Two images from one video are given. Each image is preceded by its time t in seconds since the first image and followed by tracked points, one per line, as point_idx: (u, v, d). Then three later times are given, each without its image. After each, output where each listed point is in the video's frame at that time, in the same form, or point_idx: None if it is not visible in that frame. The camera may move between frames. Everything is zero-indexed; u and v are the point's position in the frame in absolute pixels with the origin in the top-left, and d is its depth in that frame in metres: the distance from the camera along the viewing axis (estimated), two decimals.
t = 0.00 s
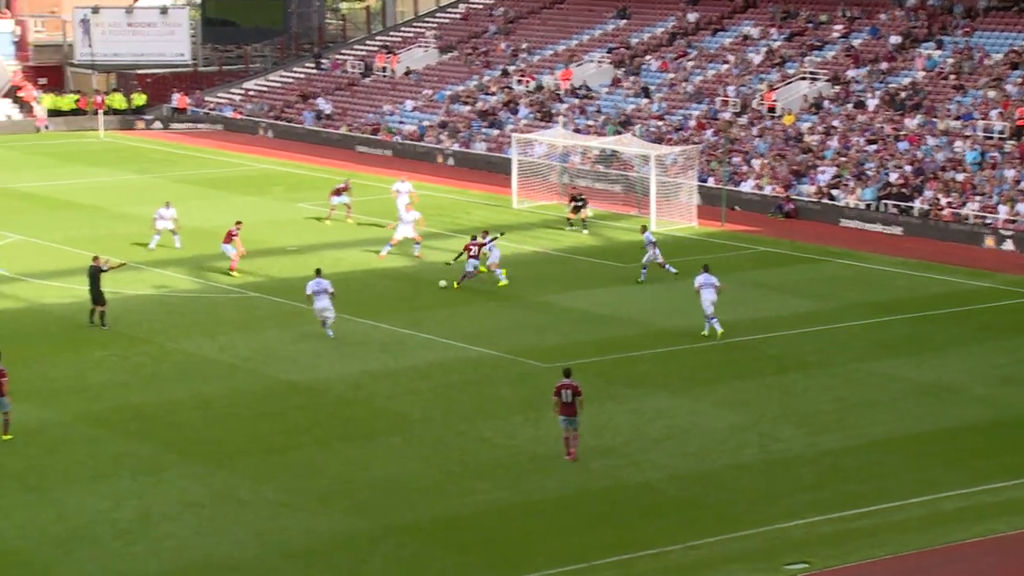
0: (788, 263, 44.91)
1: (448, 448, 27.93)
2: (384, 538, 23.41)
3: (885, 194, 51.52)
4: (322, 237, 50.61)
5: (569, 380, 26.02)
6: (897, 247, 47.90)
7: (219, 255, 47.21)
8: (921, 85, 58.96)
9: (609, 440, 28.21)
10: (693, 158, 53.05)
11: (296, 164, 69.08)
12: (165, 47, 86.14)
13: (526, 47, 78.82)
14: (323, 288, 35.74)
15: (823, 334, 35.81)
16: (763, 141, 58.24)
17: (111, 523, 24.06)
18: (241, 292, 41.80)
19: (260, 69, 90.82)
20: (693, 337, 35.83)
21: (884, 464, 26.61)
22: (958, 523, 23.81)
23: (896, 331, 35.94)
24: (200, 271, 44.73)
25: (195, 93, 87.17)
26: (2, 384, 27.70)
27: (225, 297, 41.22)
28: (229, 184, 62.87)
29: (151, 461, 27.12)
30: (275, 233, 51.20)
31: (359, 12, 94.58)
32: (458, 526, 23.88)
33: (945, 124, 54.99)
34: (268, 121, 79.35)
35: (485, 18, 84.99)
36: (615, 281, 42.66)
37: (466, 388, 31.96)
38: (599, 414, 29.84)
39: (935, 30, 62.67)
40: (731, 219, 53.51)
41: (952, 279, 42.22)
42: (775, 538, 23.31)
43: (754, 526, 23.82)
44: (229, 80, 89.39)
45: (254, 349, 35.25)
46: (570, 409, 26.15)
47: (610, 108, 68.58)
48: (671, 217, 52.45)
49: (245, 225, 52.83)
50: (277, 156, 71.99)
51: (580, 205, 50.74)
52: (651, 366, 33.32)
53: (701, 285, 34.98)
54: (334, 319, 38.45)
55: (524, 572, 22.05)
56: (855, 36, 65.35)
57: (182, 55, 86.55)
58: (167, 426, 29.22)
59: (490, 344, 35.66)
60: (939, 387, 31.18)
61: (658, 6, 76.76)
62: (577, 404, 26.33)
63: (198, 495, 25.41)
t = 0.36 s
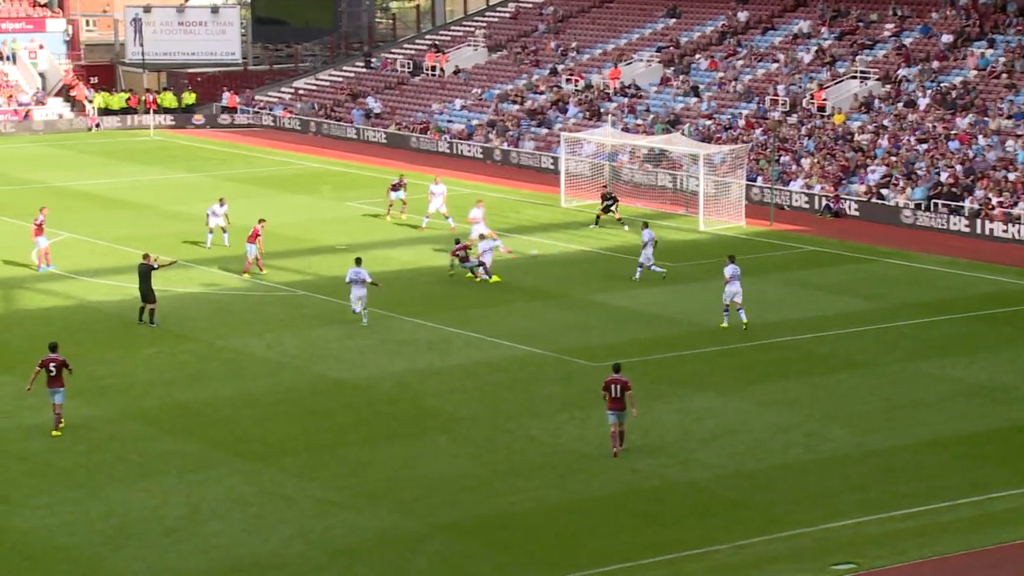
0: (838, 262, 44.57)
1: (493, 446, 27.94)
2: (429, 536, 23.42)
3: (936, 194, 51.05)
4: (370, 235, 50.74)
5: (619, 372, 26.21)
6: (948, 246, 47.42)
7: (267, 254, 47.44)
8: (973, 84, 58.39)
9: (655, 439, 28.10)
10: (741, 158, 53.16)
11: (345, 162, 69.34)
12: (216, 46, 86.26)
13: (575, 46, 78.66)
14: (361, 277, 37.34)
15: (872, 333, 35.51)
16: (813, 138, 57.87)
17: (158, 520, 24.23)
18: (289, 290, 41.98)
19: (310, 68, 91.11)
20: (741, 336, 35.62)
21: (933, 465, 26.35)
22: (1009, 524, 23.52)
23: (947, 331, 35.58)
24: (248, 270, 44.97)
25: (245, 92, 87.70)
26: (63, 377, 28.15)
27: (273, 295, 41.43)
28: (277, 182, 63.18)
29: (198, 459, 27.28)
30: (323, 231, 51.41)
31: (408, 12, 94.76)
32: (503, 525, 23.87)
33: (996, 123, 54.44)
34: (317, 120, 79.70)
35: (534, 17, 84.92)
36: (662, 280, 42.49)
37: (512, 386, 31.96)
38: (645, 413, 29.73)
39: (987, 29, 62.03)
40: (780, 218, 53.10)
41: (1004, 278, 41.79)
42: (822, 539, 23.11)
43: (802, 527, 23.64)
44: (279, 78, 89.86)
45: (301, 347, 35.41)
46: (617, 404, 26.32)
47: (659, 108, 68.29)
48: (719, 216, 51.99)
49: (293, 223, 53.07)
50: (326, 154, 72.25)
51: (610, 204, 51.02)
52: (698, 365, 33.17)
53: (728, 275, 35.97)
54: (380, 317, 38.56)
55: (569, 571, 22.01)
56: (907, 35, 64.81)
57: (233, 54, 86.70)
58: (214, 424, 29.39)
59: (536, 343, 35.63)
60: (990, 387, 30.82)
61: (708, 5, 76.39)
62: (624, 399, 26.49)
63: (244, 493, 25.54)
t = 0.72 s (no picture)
0: (837, 260, 44.58)
1: (492, 444, 27.96)
2: (427, 534, 23.44)
3: (934, 192, 51.03)
4: (369, 234, 50.70)
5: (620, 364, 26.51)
6: (948, 245, 47.40)
7: (266, 252, 47.43)
8: (973, 82, 58.43)
9: (654, 437, 28.11)
10: (741, 156, 53.84)
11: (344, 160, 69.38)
12: (215, 44, 86.39)
13: (575, 44, 78.68)
14: (347, 267, 38.09)
15: (871, 331, 35.51)
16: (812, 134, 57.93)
17: (157, 519, 24.22)
18: (288, 289, 41.99)
19: (309, 66, 91.07)
20: (740, 334, 35.63)
21: (932, 462, 26.37)
22: (1007, 521, 23.54)
23: (946, 329, 35.59)
24: (247, 268, 44.97)
25: (245, 90, 87.78)
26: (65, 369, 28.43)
27: (272, 293, 41.44)
28: (276, 180, 63.15)
29: (197, 458, 27.27)
30: (322, 230, 51.40)
31: (408, 10, 94.69)
32: (503, 523, 23.87)
33: (995, 121, 54.43)
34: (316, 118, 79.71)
35: (534, 15, 84.89)
36: (661, 278, 42.49)
37: (512, 384, 31.97)
38: (644, 411, 29.73)
39: (987, 27, 62.06)
40: (780, 216, 53.10)
41: (1003, 277, 41.76)
42: (822, 537, 23.11)
43: (801, 524, 23.65)
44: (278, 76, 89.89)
45: (300, 346, 35.40)
46: (617, 396, 26.68)
47: (659, 105, 68.30)
48: (719, 214, 52.01)
49: (292, 221, 53.05)
50: (326, 152, 72.24)
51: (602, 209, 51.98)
52: (698, 363, 33.17)
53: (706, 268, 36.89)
54: (379, 315, 38.58)
55: (568, 568, 22.02)
56: (906, 33, 64.86)
57: (232, 53, 86.76)
58: (212, 422, 29.38)
59: (535, 341, 35.64)
60: (989, 385, 30.83)
61: (707, 3, 76.40)
62: (624, 392, 26.84)
63: (243, 491, 25.53)
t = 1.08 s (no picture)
0: (830, 259, 44.61)
1: (485, 443, 27.96)
2: (420, 534, 23.44)
3: (928, 190, 51.09)
4: (362, 233, 50.66)
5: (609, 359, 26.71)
6: (941, 244, 47.45)
7: (259, 251, 47.39)
8: (965, 81, 58.54)
9: (647, 436, 28.12)
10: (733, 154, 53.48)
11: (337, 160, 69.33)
12: (208, 44, 86.13)
13: (568, 43, 78.71)
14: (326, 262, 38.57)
15: (863, 330, 35.56)
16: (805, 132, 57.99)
17: (150, 518, 24.19)
18: (280, 288, 41.97)
19: (302, 65, 90.97)
20: (732, 333, 35.65)
21: (924, 461, 26.41)
22: (998, 520, 23.59)
23: (938, 328, 35.64)
24: (239, 268, 44.91)
25: (238, 89, 87.75)
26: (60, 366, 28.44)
27: (264, 292, 41.40)
28: (269, 180, 63.07)
29: (190, 457, 27.24)
30: (315, 229, 51.35)
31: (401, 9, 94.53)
32: (495, 522, 23.87)
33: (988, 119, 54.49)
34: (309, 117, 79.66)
35: (527, 13, 84.83)
36: (654, 277, 42.50)
37: (505, 384, 31.97)
38: (637, 410, 29.75)
39: (979, 26, 62.14)
40: (773, 215, 53.11)
41: (996, 276, 41.81)
42: (814, 536, 23.14)
43: (794, 523, 23.68)
44: (271, 76, 89.82)
45: (293, 345, 35.37)
46: (607, 389, 26.89)
47: (651, 105, 68.32)
48: (711, 213, 52.00)
49: (285, 221, 52.99)
50: (318, 152, 72.13)
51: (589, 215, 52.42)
52: (691, 362, 33.19)
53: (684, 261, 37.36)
54: (372, 315, 38.56)
55: (561, 567, 22.03)
56: (899, 31, 64.98)
57: (224, 52, 86.32)
58: (205, 422, 29.34)
59: (528, 340, 35.64)
60: (980, 385, 30.87)
61: (700, 2, 76.45)
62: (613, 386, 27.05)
63: (236, 491, 25.51)
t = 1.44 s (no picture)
0: (823, 260, 44.70)
1: (480, 444, 27.99)
2: (415, 534, 23.47)
3: (921, 191, 51.25)
4: (357, 234, 50.70)
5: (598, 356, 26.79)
6: (935, 244, 47.56)
7: (253, 252, 47.42)
8: (959, 82, 58.71)
9: (642, 437, 28.16)
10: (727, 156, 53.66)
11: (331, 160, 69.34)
12: (202, 44, 86.29)
13: (563, 43, 78.77)
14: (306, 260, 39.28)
15: (857, 331, 35.63)
16: (799, 132, 58.09)
17: (145, 519, 24.21)
18: (274, 289, 42.00)
19: (296, 66, 90.96)
20: (726, 334, 35.72)
21: (918, 462, 26.47)
22: (992, 521, 23.67)
23: (931, 329, 35.72)
24: (234, 268, 44.94)
25: (232, 89, 87.70)
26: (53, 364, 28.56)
27: (258, 293, 41.42)
28: (263, 180, 63.07)
29: (185, 458, 27.26)
30: (309, 230, 51.39)
31: (396, 9, 94.45)
32: (490, 523, 23.91)
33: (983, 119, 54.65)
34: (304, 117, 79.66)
35: (522, 14, 84.86)
36: (648, 278, 42.56)
37: (499, 385, 32.01)
38: (632, 411, 29.80)
39: (974, 27, 62.26)
40: (767, 216, 53.22)
41: (990, 276, 41.95)
42: (809, 537, 23.20)
43: (788, 524, 23.74)
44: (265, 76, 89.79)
45: (288, 346, 35.39)
46: (597, 388, 26.99)
47: (646, 105, 68.41)
48: (705, 214, 52.09)
49: (280, 221, 53.02)
50: (313, 152, 72.13)
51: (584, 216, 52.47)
52: (685, 363, 33.26)
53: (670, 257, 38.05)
54: (366, 315, 38.58)
55: (557, 568, 22.08)
56: (893, 32, 65.11)
57: (218, 52, 86.83)
58: (201, 423, 29.35)
59: (522, 341, 35.69)
60: (974, 386, 30.95)
61: (695, 2, 76.54)
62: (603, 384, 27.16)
63: (231, 491, 25.52)
